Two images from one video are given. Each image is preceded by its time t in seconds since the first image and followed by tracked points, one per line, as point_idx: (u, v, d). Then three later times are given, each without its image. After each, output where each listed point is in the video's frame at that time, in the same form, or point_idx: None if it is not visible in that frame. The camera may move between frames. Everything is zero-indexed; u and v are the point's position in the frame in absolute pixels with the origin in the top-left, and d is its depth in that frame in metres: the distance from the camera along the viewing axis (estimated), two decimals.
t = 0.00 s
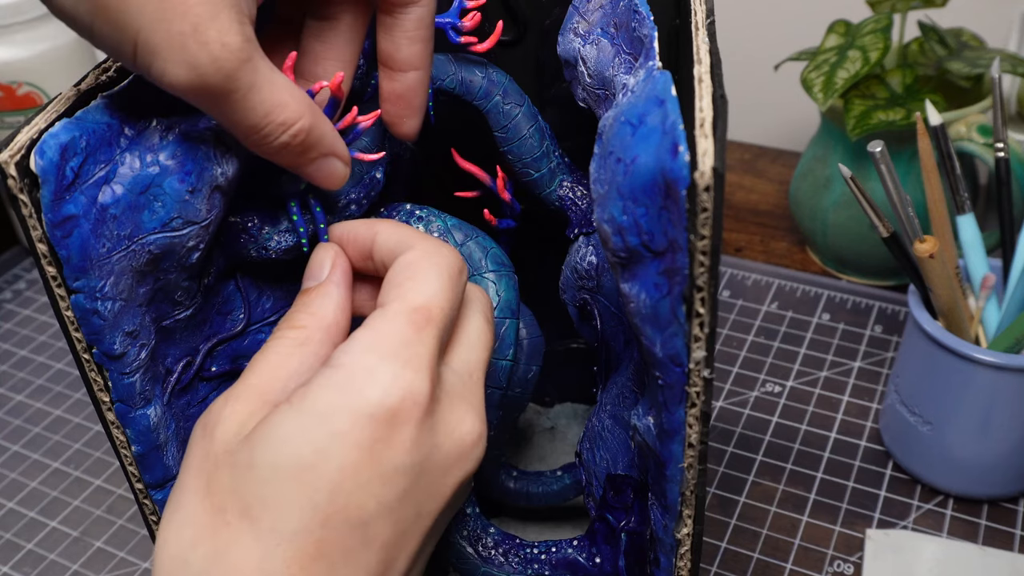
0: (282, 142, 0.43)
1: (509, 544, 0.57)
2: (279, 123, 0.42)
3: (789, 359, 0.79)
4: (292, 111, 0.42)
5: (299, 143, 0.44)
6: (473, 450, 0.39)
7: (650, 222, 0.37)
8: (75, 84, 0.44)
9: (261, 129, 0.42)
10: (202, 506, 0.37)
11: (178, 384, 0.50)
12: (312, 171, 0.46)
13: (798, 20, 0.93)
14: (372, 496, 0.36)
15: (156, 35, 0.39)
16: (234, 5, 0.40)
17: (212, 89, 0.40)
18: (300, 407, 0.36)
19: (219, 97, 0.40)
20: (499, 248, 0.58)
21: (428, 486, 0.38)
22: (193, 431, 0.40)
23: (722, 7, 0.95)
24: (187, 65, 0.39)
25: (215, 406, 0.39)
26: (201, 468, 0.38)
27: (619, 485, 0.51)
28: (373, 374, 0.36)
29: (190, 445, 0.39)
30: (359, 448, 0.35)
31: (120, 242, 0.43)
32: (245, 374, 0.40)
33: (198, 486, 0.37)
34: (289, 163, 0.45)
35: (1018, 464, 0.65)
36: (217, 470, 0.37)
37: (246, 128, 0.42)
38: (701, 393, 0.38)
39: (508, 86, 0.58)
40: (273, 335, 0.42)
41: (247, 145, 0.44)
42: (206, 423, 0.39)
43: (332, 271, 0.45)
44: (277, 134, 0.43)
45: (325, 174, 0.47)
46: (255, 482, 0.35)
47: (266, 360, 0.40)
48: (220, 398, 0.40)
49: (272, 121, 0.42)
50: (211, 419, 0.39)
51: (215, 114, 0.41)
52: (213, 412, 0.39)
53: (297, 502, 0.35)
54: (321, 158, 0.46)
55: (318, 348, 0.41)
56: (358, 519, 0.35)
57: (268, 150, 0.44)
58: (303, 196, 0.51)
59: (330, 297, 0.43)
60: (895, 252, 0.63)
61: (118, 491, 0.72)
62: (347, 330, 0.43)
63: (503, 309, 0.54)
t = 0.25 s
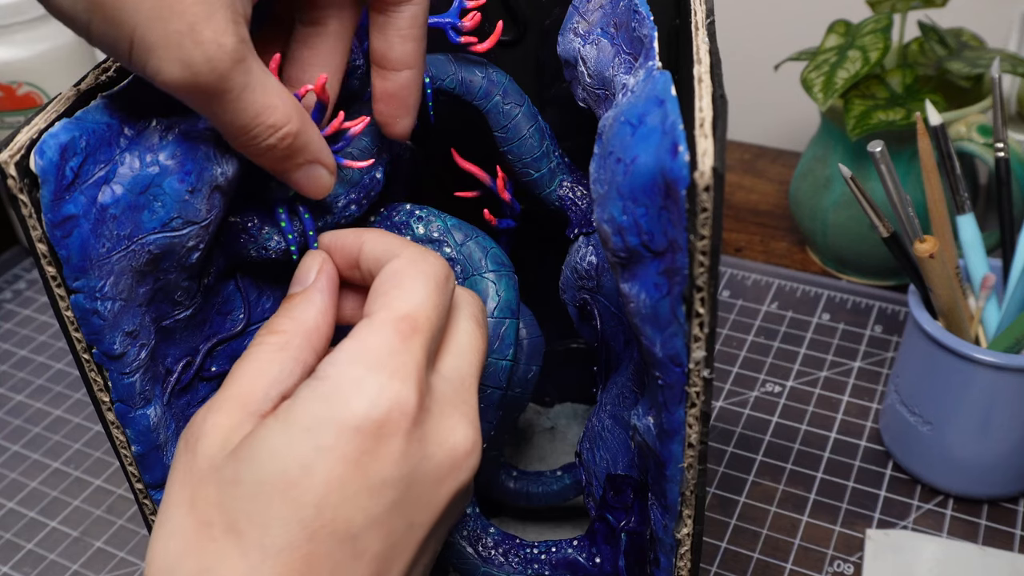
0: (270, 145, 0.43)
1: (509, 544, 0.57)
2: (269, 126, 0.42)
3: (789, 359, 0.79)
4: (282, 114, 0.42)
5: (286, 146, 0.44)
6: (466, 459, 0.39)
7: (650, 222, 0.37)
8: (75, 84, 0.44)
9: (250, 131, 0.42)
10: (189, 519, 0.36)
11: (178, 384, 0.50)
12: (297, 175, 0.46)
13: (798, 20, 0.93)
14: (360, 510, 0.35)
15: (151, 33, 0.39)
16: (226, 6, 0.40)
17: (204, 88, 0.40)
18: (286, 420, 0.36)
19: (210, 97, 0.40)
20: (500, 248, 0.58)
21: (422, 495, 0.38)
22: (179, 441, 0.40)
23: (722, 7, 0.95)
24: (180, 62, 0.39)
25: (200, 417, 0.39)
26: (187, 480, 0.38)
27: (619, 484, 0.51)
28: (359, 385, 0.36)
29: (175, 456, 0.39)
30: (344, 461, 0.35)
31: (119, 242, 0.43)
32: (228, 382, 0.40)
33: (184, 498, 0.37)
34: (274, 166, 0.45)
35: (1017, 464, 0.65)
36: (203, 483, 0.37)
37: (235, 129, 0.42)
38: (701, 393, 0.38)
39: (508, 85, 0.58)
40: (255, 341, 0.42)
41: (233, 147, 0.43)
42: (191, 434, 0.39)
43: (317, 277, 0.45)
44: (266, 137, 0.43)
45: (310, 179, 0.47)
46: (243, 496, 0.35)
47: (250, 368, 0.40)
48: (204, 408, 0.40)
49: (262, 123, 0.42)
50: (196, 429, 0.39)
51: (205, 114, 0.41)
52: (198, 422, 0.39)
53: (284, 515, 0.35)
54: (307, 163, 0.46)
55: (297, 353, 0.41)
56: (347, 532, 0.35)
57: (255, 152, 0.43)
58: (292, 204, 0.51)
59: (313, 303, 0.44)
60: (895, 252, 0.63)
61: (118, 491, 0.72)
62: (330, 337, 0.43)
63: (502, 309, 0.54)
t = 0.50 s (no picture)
0: (275, 151, 0.44)
1: (509, 544, 0.57)
2: (275, 133, 0.43)
3: (789, 359, 0.79)
4: (290, 123, 0.43)
5: (290, 152, 0.44)
6: (467, 459, 0.39)
7: (650, 222, 0.37)
8: (75, 84, 0.44)
9: (259, 138, 0.42)
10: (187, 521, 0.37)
11: (178, 384, 0.50)
12: (292, 179, 0.46)
13: (798, 20, 0.93)
14: (360, 512, 0.35)
15: (168, 28, 0.38)
16: (243, 5, 0.40)
17: (221, 96, 0.40)
18: (284, 422, 0.36)
19: (225, 104, 0.41)
20: (500, 249, 0.58)
21: (423, 496, 0.38)
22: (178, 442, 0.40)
23: (722, 7, 0.95)
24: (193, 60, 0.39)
25: (199, 418, 0.39)
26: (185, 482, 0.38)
27: (619, 485, 0.51)
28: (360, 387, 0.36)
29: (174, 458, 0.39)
30: (345, 462, 0.35)
31: (119, 242, 0.43)
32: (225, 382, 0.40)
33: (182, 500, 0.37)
34: (272, 170, 0.45)
35: (1017, 464, 0.65)
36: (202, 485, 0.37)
37: (244, 135, 0.42)
38: (701, 393, 0.38)
39: (508, 85, 0.58)
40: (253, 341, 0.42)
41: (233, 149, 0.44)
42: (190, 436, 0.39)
43: (316, 276, 0.45)
44: (271, 143, 0.43)
45: (306, 182, 0.47)
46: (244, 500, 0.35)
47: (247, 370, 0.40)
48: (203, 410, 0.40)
49: (271, 131, 0.42)
50: (194, 431, 0.39)
51: (216, 119, 0.41)
52: (198, 424, 0.39)
53: (284, 516, 0.35)
54: (306, 168, 0.46)
55: (293, 351, 0.41)
56: (347, 533, 0.35)
57: (259, 158, 0.44)
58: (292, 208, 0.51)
59: (309, 303, 0.43)
60: (895, 252, 0.63)
61: (118, 491, 0.72)
62: (326, 336, 0.43)
63: (502, 310, 0.54)
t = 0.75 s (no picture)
0: (273, 150, 0.44)
1: (509, 544, 0.57)
2: (280, 133, 0.43)
3: (789, 359, 0.79)
4: (295, 125, 0.44)
5: (286, 154, 0.45)
6: (469, 461, 0.39)
7: (650, 222, 0.36)
8: (74, 85, 0.44)
9: (263, 137, 0.43)
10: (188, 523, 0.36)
11: (178, 384, 0.50)
12: (282, 178, 0.47)
13: (798, 20, 0.93)
14: (362, 513, 0.35)
15: (206, 16, 0.38)
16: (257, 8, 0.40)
17: (240, 93, 0.40)
18: (287, 424, 0.36)
19: (241, 100, 0.41)
20: (499, 249, 0.58)
21: (424, 498, 0.38)
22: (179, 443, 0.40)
23: (722, 7, 0.95)
24: (222, 50, 0.39)
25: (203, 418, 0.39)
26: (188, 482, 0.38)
27: (619, 485, 0.51)
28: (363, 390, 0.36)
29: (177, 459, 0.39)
30: (347, 463, 0.35)
31: (119, 242, 0.43)
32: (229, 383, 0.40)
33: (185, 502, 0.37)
34: (266, 168, 0.45)
35: (1017, 464, 0.65)
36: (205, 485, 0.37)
37: (249, 131, 0.42)
38: (701, 393, 0.38)
39: (508, 86, 0.58)
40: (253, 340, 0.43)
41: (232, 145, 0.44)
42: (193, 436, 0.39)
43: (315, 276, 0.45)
44: (274, 142, 0.43)
45: (289, 184, 0.48)
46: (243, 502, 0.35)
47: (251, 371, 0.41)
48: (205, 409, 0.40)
49: (276, 131, 0.43)
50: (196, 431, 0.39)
51: (225, 112, 0.42)
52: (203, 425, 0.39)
53: (286, 518, 0.35)
54: (294, 171, 0.47)
55: (295, 352, 0.41)
56: (349, 534, 0.35)
57: (257, 155, 0.44)
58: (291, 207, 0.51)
59: (309, 303, 0.44)
60: (895, 252, 0.63)
61: (118, 491, 0.72)
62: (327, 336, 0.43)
63: (502, 310, 0.54)
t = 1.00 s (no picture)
0: (281, 144, 0.45)
1: (509, 544, 0.57)
2: (292, 126, 0.45)
3: (789, 359, 0.79)
4: (306, 122, 0.45)
5: (293, 149, 0.46)
6: (483, 470, 0.39)
7: (650, 222, 0.36)
8: (74, 85, 0.44)
9: (276, 128, 0.44)
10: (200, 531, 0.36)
11: (178, 384, 0.50)
12: (282, 174, 0.48)
13: (798, 20, 0.93)
14: (379, 523, 0.35)
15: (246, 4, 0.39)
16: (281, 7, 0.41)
17: (262, 86, 0.42)
18: (303, 431, 0.36)
19: (261, 92, 0.42)
20: (499, 248, 0.59)
21: (439, 507, 0.37)
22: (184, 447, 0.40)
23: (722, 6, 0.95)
24: (257, 37, 0.40)
25: (210, 422, 0.39)
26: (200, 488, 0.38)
27: (619, 485, 0.51)
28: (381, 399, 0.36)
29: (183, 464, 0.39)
30: (366, 472, 0.35)
31: (119, 243, 0.43)
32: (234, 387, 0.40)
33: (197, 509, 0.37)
34: (270, 162, 0.47)
35: (1017, 464, 0.65)
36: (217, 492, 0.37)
37: (263, 122, 0.44)
38: (701, 393, 0.38)
39: (508, 85, 0.58)
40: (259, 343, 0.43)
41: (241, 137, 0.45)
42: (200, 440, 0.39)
43: (325, 284, 0.45)
44: (284, 135, 0.45)
45: (286, 183, 0.49)
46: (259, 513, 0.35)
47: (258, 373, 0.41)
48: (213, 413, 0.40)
49: (289, 125, 0.45)
50: (204, 435, 0.39)
51: (242, 103, 0.43)
52: (210, 428, 0.39)
53: (304, 527, 0.34)
54: (296, 170, 0.48)
55: (304, 357, 0.41)
56: (366, 545, 0.35)
57: (265, 148, 0.45)
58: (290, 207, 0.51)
59: (317, 309, 0.44)
60: (895, 252, 0.63)
61: (118, 491, 0.72)
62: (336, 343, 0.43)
63: (503, 310, 0.54)
